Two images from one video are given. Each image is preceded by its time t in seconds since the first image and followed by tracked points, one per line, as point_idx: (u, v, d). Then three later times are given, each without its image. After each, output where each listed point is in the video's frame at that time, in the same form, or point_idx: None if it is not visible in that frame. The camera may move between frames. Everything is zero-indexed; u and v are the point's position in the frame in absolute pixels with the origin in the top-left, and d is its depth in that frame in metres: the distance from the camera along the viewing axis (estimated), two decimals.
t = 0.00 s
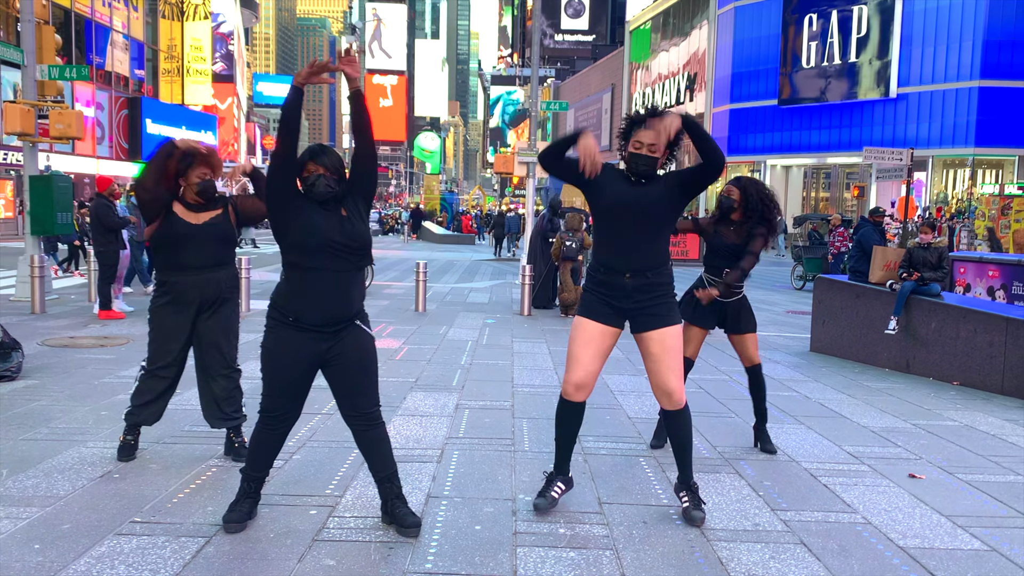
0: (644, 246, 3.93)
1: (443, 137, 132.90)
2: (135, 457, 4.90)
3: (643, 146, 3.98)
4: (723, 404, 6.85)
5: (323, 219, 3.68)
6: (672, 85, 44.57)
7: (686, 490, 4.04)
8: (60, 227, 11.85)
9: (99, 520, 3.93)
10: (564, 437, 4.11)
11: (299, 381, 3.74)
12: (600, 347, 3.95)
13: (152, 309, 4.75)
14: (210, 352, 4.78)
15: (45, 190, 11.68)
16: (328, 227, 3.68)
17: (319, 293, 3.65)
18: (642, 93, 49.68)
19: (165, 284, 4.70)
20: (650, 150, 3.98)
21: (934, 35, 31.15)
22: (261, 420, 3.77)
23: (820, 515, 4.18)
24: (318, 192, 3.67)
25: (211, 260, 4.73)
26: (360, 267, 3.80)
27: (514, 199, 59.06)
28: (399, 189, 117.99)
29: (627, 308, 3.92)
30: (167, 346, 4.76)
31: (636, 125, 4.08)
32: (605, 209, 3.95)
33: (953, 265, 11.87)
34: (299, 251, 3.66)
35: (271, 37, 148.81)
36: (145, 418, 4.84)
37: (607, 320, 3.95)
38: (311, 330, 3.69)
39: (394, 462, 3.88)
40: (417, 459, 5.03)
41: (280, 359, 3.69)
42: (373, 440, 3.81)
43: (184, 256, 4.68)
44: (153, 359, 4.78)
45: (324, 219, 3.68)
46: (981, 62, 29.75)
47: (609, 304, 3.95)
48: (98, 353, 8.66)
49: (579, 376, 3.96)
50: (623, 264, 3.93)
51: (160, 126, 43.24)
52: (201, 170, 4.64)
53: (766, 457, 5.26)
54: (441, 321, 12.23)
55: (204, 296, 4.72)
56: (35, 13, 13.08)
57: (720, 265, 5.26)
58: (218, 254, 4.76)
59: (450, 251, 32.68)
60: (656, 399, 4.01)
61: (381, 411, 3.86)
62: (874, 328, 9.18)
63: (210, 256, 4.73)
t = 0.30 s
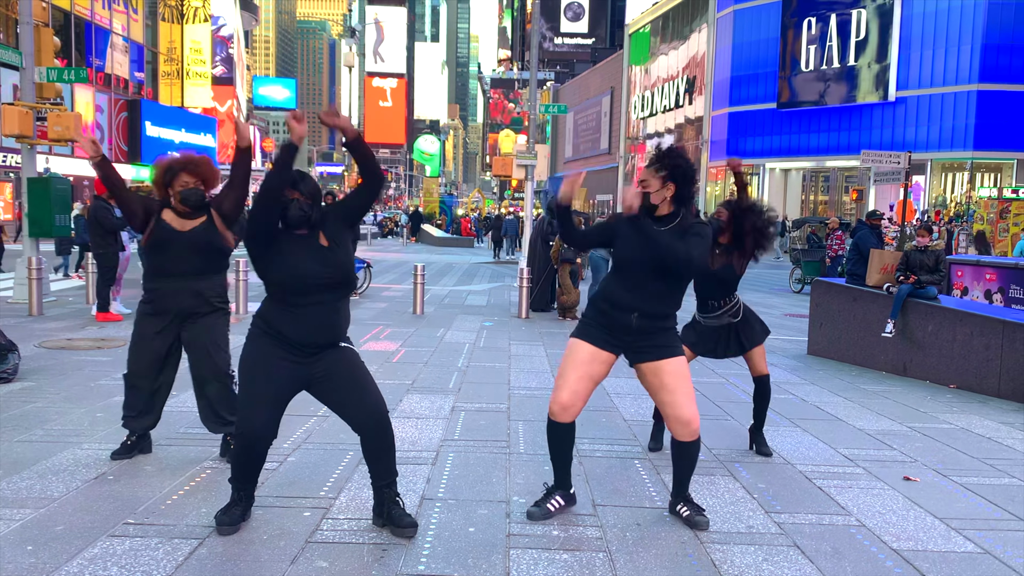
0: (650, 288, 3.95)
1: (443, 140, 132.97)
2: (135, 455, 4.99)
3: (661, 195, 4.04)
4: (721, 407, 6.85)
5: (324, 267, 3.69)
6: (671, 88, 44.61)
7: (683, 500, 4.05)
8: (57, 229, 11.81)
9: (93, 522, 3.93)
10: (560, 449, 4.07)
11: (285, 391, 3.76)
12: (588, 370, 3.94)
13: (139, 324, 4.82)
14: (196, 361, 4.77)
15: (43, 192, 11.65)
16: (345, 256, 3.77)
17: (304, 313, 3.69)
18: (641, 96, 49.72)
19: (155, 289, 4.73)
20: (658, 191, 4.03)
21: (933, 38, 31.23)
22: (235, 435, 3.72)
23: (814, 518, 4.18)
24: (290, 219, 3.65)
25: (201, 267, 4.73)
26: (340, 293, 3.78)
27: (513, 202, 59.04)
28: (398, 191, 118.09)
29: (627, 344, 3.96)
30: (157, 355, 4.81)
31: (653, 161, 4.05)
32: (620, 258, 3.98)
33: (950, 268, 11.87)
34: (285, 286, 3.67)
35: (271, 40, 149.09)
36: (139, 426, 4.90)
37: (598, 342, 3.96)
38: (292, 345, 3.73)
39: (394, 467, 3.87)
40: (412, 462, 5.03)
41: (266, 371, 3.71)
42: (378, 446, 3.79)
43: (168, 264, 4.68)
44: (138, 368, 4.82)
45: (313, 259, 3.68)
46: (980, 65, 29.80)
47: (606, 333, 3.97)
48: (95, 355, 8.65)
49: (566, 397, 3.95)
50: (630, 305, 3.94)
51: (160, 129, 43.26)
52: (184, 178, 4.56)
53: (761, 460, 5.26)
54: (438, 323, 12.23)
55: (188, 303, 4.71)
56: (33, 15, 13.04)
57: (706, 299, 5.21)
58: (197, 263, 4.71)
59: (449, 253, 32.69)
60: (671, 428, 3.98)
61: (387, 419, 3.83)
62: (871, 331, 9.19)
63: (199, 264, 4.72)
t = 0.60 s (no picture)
0: (661, 284, 3.97)
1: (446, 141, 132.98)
2: (135, 452, 4.98)
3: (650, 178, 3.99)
4: (721, 408, 6.84)
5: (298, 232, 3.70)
6: (674, 89, 44.60)
7: (682, 502, 4.05)
8: (60, 227, 11.82)
9: (92, 519, 3.93)
10: (556, 449, 4.12)
11: (282, 388, 3.76)
12: (599, 369, 3.95)
13: (136, 320, 4.81)
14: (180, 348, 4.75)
15: (45, 190, 11.68)
16: (328, 243, 3.73)
17: (302, 303, 3.68)
18: (644, 97, 49.69)
19: (139, 285, 4.75)
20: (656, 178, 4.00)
21: (936, 40, 31.19)
22: (243, 437, 3.76)
23: (814, 519, 4.17)
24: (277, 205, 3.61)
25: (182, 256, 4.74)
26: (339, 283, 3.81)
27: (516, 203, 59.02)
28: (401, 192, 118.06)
29: (630, 338, 3.94)
30: (147, 349, 4.79)
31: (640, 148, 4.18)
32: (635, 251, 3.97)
33: (953, 270, 11.84)
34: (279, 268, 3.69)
35: (274, 40, 149.26)
36: (141, 422, 4.87)
37: (605, 340, 3.94)
38: (290, 336, 3.72)
39: (389, 468, 3.85)
40: (412, 461, 5.02)
41: (265, 368, 3.72)
42: (370, 448, 3.78)
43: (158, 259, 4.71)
44: (137, 363, 4.82)
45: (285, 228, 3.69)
46: (983, 68, 29.76)
47: (616, 330, 3.94)
48: (97, 354, 8.65)
49: (580, 402, 3.95)
50: (643, 298, 3.93)
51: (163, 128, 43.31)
52: (165, 175, 4.73)
53: (762, 462, 5.25)
54: (440, 323, 12.23)
55: (167, 291, 4.70)
56: (37, 14, 13.10)
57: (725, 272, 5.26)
58: (179, 252, 4.74)
59: (451, 253, 32.71)
60: (668, 423, 3.97)
61: (378, 419, 3.82)
62: (872, 332, 9.18)
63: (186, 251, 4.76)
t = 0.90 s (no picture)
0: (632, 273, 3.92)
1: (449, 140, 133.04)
2: (134, 450, 4.99)
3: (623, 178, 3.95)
4: (722, 408, 6.84)
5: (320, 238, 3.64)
6: (678, 89, 44.57)
7: (683, 501, 4.04)
8: (63, 225, 11.82)
9: (93, 517, 3.93)
10: (558, 453, 4.09)
11: (283, 385, 3.78)
12: (599, 378, 3.93)
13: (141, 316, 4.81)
14: (196, 355, 4.78)
15: (49, 188, 11.68)
16: (339, 254, 3.64)
17: (310, 302, 3.65)
18: (647, 96, 49.64)
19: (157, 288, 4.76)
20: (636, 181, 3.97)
21: (941, 40, 31.14)
22: (242, 422, 3.81)
23: (815, 520, 4.16)
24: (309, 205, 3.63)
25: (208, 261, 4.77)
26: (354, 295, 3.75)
27: (519, 202, 59.01)
28: (404, 191, 118.09)
29: (627, 334, 3.91)
30: (155, 348, 4.80)
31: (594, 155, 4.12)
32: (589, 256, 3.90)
33: (956, 270, 11.82)
34: (294, 262, 3.66)
35: (278, 38, 149.51)
36: (141, 418, 4.89)
37: (607, 346, 3.91)
38: (294, 342, 3.71)
39: (388, 470, 3.82)
40: (412, 460, 5.02)
41: (267, 371, 3.74)
42: (368, 454, 3.73)
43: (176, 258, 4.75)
44: (139, 360, 4.81)
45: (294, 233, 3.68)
46: (988, 68, 29.72)
47: (604, 332, 3.92)
48: (99, 351, 8.66)
49: (579, 409, 3.95)
50: (620, 291, 3.90)
51: (167, 126, 43.39)
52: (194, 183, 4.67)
53: (764, 461, 5.24)
54: (442, 322, 12.23)
55: (192, 300, 4.73)
56: (41, 12, 13.09)
57: (713, 295, 5.23)
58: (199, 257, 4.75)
59: (454, 252, 32.70)
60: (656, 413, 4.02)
61: (373, 427, 3.76)
62: (875, 333, 9.16)
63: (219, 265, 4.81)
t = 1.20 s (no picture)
0: (648, 273, 3.90)
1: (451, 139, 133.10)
2: (134, 448, 4.99)
3: (653, 170, 3.95)
4: (723, 407, 6.83)
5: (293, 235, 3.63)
6: (680, 88, 44.54)
7: (688, 500, 4.03)
8: (65, 224, 11.83)
9: (93, 515, 3.93)
10: (559, 449, 4.11)
11: (292, 380, 3.78)
12: (600, 371, 3.92)
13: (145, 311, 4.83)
14: (199, 352, 4.80)
15: (51, 187, 11.70)
16: (302, 245, 3.59)
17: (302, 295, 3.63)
18: (649, 95, 49.62)
19: (153, 282, 4.74)
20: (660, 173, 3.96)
21: (943, 39, 31.08)
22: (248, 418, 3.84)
23: (816, 519, 4.15)
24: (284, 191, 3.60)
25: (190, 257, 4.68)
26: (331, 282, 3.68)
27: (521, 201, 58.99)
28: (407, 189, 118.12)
29: (629, 331, 3.89)
30: (159, 347, 4.81)
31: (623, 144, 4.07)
32: (617, 244, 3.87)
33: (958, 270, 11.78)
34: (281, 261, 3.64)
35: (281, 36, 149.71)
36: (145, 414, 4.89)
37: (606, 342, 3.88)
38: (293, 333, 3.71)
39: (388, 466, 3.82)
40: (412, 459, 5.01)
41: (270, 364, 3.76)
42: (365, 445, 3.75)
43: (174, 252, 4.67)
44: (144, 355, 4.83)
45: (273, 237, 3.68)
46: (990, 67, 29.67)
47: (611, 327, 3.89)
48: (100, 349, 8.67)
49: (582, 401, 3.96)
50: (632, 293, 3.88)
51: (168, 125, 43.46)
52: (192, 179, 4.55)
53: (764, 460, 5.23)
54: (443, 321, 12.22)
55: (187, 297, 4.70)
56: (42, 11, 13.10)
57: (716, 272, 5.26)
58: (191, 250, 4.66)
59: (456, 251, 32.70)
60: (659, 412, 3.98)
61: (372, 417, 3.79)
62: (876, 332, 9.14)
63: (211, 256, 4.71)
